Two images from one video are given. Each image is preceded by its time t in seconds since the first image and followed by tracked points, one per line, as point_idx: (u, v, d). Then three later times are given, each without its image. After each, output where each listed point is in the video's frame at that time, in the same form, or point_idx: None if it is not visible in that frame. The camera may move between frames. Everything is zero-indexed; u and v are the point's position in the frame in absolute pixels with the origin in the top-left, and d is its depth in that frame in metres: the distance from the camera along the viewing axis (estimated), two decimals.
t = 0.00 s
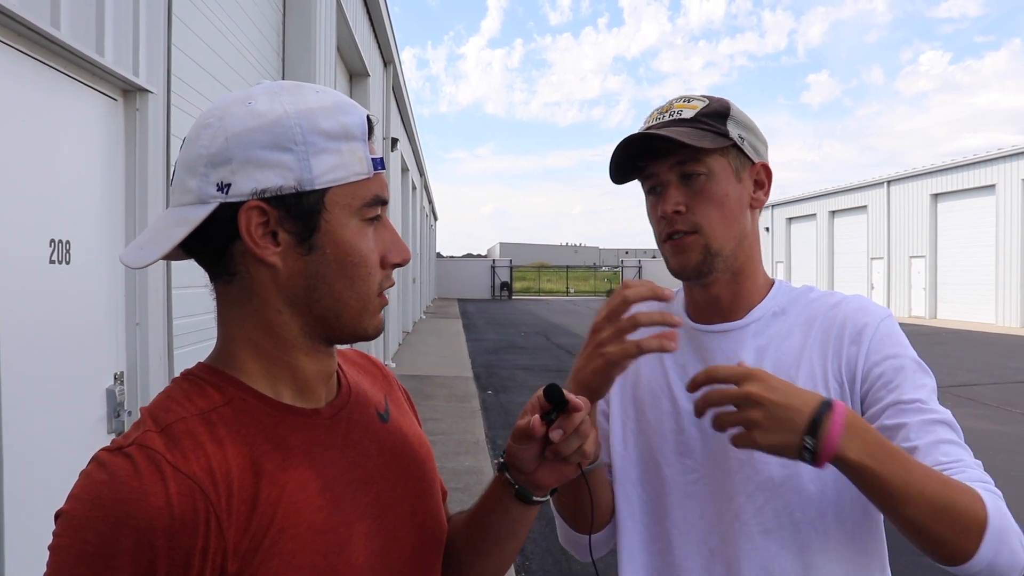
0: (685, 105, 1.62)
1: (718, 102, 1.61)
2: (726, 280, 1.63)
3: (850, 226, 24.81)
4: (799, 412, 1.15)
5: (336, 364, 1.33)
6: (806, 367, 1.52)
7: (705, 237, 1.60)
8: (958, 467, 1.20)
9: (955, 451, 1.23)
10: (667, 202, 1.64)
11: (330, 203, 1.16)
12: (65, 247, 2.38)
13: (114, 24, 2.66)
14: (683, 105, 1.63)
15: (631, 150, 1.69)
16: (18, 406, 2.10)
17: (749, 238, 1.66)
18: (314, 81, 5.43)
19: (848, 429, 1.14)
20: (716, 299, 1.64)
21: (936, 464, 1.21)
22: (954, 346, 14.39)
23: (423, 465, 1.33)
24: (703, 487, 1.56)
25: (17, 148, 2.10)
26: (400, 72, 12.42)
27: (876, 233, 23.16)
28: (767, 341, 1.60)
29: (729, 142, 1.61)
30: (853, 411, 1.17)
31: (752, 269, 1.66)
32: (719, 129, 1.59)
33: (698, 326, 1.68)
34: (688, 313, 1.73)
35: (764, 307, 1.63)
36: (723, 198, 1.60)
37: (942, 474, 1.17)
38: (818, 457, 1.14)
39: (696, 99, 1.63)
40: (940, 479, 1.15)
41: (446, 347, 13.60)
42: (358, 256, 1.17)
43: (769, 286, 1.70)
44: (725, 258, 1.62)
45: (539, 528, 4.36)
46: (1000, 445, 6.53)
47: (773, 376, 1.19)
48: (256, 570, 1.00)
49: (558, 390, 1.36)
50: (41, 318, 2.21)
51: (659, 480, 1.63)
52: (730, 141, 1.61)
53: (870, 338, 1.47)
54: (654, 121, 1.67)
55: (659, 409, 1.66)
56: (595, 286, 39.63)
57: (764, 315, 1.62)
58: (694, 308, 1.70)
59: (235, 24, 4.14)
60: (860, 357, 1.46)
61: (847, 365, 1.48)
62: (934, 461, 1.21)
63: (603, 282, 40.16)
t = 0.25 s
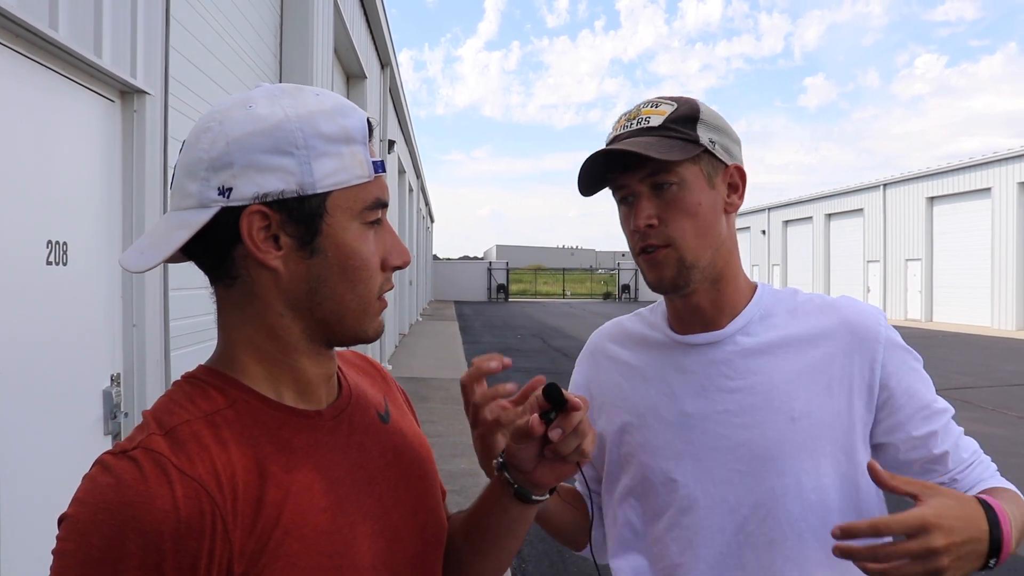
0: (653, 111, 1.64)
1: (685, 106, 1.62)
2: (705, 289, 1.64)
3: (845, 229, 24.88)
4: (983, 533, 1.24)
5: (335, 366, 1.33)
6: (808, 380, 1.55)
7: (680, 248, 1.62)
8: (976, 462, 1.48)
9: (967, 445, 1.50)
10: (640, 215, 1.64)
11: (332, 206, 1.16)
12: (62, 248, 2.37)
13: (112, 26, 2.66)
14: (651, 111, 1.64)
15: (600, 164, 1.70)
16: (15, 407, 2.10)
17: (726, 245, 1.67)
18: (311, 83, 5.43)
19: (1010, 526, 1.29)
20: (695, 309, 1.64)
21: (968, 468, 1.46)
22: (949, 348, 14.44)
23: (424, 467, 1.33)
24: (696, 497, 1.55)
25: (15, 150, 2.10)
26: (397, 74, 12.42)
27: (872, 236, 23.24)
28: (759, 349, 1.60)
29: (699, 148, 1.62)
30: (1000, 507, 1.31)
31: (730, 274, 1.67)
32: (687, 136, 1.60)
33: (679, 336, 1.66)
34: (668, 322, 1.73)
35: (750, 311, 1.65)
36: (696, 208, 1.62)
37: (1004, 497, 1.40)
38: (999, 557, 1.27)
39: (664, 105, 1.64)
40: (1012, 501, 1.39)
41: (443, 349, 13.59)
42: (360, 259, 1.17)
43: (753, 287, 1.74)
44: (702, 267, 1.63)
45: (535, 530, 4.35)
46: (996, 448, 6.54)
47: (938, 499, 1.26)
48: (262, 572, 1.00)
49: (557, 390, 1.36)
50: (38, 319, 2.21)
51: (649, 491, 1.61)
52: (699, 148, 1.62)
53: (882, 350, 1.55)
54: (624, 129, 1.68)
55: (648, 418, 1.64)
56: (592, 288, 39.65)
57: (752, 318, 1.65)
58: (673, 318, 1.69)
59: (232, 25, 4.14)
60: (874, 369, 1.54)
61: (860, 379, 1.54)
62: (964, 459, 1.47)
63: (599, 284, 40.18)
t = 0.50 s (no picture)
0: (650, 126, 1.64)
1: (683, 120, 1.62)
2: (706, 302, 1.64)
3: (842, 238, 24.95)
4: (930, 534, 1.22)
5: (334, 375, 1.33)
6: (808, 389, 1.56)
7: (682, 267, 1.62)
8: (975, 469, 1.43)
9: (965, 453, 1.46)
10: (640, 235, 1.64)
11: (330, 217, 1.16)
12: (61, 256, 2.37)
13: (112, 35, 2.67)
14: (648, 125, 1.65)
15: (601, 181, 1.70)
16: (13, 415, 2.09)
17: (726, 259, 1.68)
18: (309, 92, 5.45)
19: (963, 524, 1.26)
20: (696, 322, 1.65)
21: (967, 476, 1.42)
22: (947, 356, 14.45)
23: (423, 476, 1.33)
24: (696, 509, 1.54)
25: (14, 157, 2.11)
26: (396, 83, 12.48)
27: (869, 245, 23.31)
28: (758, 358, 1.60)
29: (698, 163, 1.61)
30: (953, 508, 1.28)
31: (731, 287, 1.68)
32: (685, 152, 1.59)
33: (681, 346, 1.66)
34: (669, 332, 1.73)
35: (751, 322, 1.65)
36: (697, 224, 1.62)
37: (995, 503, 1.35)
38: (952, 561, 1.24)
39: (661, 119, 1.65)
40: (1001, 510, 1.34)
41: (440, 358, 13.57)
42: (358, 269, 1.17)
43: (750, 300, 1.72)
44: (704, 281, 1.63)
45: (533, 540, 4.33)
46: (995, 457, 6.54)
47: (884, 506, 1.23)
48: None
49: (554, 400, 1.36)
50: (36, 327, 2.21)
51: (648, 501, 1.60)
52: (699, 164, 1.62)
53: (875, 357, 1.55)
54: (621, 144, 1.68)
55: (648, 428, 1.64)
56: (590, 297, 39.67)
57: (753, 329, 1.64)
58: (675, 327, 1.70)
59: (231, 35, 4.16)
60: (869, 376, 1.54)
61: (856, 386, 1.55)
62: (961, 468, 1.43)
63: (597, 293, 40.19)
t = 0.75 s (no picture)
0: (698, 127, 1.62)
1: (730, 126, 1.61)
2: (724, 303, 1.64)
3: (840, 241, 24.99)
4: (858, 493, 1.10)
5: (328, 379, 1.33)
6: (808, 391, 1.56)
7: (710, 269, 1.61)
8: (1003, 458, 1.20)
9: (994, 444, 1.24)
10: (674, 233, 1.63)
11: (327, 225, 1.17)
12: (59, 262, 2.37)
13: (110, 40, 2.68)
14: (696, 126, 1.63)
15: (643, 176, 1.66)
16: (12, 421, 2.09)
17: (751, 265, 1.67)
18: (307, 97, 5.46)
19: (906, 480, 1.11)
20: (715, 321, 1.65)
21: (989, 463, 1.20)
22: (945, 359, 14.47)
23: (418, 478, 1.34)
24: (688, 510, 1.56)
25: (12, 163, 2.11)
26: (394, 87, 12.49)
27: (866, 247, 23.36)
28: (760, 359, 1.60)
29: (742, 171, 1.61)
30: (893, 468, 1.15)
31: (753, 290, 1.67)
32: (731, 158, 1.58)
33: (697, 340, 1.67)
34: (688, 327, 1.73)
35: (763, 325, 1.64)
36: (731, 230, 1.61)
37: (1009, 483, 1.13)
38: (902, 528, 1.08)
39: (708, 121, 1.63)
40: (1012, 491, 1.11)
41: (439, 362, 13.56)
42: (353, 277, 1.18)
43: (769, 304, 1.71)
44: (728, 286, 1.62)
45: (532, 543, 4.33)
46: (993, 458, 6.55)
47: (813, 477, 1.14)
48: None
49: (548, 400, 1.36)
50: (34, 332, 2.20)
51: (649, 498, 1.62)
52: (740, 170, 1.61)
53: (880, 360, 1.51)
54: (664, 141, 1.66)
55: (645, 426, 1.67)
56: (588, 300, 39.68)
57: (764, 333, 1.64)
58: (694, 324, 1.70)
59: (229, 40, 4.17)
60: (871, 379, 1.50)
61: (859, 389, 1.51)
62: (979, 459, 1.22)
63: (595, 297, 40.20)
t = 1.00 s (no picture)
0: (829, 156, 1.51)
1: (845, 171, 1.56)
2: (747, 323, 1.60)
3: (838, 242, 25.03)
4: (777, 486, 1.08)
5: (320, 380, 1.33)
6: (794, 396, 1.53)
7: (765, 285, 1.57)
8: (957, 486, 1.18)
9: (957, 470, 1.22)
10: (754, 235, 1.56)
11: (319, 226, 1.18)
12: (56, 264, 2.38)
13: (106, 42, 2.68)
14: (828, 155, 1.52)
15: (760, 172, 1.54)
16: (9, 423, 2.09)
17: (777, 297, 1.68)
18: (304, 98, 5.47)
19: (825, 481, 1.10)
20: (731, 327, 1.61)
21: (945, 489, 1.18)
22: (943, 361, 14.48)
23: (412, 479, 1.34)
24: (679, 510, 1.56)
25: (9, 165, 2.11)
26: (392, 90, 12.50)
27: (864, 249, 23.39)
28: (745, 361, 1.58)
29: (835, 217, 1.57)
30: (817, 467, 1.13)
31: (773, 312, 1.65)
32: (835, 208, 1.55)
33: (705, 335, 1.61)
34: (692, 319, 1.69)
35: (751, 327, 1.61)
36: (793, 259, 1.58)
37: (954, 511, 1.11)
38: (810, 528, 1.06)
39: (836, 155, 1.54)
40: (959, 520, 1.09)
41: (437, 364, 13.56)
42: (347, 277, 1.19)
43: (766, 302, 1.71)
44: (762, 309, 1.60)
45: (529, 545, 4.33)
46: (990, 459, 6.57)
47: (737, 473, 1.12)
48: None
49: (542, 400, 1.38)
50: (31, 334, 2.21)
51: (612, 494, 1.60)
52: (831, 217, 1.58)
53: (863, 373, 1.48)
54: (794, 148, 1.52)
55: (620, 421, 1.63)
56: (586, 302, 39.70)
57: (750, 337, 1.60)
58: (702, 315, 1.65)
59: (227, 42, 4.18)
60: (853, 390, 1.47)
61: (840, 400, 1.48)
62: (934, 482, 1.20)
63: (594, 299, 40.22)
